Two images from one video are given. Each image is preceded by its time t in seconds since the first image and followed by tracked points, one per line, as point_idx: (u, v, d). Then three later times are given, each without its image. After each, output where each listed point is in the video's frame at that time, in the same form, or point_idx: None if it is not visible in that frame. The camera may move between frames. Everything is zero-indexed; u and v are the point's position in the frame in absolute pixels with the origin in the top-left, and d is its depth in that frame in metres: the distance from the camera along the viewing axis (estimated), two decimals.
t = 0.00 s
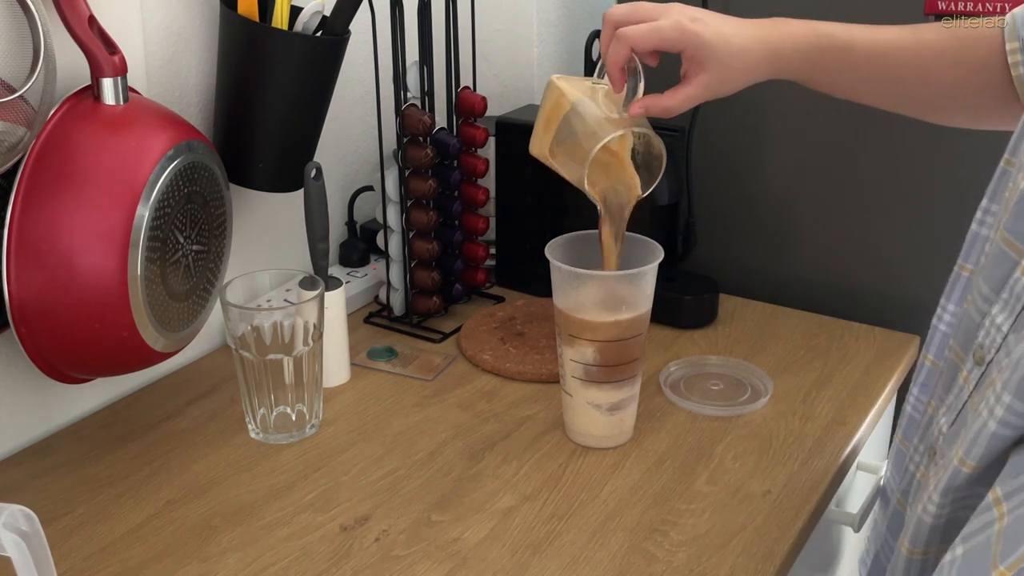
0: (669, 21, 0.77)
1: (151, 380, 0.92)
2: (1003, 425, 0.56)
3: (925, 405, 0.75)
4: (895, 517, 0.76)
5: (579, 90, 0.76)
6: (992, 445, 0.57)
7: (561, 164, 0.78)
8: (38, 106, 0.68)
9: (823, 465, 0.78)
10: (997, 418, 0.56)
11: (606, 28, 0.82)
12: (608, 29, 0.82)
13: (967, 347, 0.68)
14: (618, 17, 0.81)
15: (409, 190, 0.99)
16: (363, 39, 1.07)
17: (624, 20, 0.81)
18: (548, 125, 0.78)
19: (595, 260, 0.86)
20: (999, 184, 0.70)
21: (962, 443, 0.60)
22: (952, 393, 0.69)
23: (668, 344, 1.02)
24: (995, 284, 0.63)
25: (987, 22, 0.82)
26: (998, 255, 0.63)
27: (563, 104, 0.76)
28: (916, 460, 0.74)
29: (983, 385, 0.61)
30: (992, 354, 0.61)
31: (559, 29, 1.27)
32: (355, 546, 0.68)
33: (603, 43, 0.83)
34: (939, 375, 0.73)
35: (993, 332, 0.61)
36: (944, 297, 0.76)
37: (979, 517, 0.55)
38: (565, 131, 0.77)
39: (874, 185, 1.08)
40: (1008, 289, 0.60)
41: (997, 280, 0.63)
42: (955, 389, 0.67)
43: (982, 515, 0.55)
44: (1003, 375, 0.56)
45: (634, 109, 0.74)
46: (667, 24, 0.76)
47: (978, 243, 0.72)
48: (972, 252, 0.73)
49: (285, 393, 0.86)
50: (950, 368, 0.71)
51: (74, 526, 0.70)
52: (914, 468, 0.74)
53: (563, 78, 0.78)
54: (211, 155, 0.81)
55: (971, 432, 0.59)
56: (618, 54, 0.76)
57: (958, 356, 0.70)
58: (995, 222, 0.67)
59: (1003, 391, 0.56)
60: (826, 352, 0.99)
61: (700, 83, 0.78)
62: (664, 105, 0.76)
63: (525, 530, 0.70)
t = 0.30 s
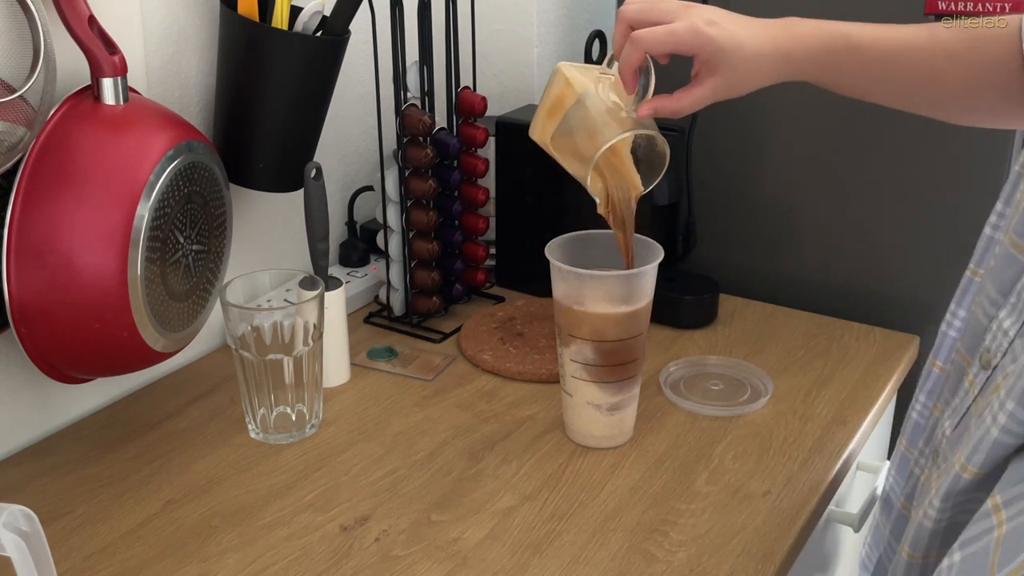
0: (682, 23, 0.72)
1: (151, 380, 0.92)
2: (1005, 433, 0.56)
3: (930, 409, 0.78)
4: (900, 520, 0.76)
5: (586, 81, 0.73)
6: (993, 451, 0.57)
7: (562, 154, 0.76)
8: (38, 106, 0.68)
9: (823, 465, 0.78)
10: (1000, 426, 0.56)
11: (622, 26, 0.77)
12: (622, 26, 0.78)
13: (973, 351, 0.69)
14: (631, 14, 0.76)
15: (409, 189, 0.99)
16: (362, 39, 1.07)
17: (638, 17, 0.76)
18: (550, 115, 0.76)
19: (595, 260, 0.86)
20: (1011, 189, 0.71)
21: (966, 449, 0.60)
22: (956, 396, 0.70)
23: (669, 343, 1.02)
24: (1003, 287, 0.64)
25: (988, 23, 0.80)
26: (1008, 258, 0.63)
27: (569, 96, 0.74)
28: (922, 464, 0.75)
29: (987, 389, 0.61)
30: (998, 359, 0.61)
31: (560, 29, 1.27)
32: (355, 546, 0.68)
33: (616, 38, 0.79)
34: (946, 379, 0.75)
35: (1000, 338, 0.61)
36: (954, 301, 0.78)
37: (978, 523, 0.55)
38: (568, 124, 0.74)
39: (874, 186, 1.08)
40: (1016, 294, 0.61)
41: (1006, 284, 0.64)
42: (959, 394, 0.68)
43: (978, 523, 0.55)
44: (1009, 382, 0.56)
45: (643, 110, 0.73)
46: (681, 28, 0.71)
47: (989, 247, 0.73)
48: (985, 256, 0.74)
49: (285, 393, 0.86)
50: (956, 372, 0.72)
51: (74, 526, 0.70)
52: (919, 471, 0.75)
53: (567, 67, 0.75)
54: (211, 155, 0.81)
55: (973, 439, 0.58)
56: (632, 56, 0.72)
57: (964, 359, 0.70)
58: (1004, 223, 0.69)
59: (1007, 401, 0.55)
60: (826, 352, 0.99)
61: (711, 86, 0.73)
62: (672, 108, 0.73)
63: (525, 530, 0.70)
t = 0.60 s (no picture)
0: (696, 45, 0.71)
1: (151, 380, 0.92)
2: (1005, 438, 0.55)
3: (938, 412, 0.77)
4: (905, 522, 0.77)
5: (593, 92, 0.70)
6: (992, 456, 0.57)
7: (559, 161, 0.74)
8: (38, 106, 0.68)
9: (823, 465, 0.78)
10: (1001, 430, 0.55)
11: (637, 45, 0.76)
12: (636, 46, 0.76)
13: (978, 353, 0.69)
14: (646, 34, 0.75)
15: (409, 190, 0.99)
16: (362, 40, 1.07)
17: (653, 35, 0.75)
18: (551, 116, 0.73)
19: (594, 260, 0.86)
20: None
21: (966, 453, 0.60)
22: (959, 398, 0.70)
23: (669, 343, 1.02)
24: (1009, 289, 0.64)
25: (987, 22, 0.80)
26: (1015, 260, 0.63)
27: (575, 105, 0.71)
28: (925, 465, 0.75)
29: (989, 391, 0.61)
30: (1001, 362, 0.61)
31: (560, 29, 1.27)
32: (355, 546, 0.68)
33: (630, 55, 0.77)
34: (952, 382, 0.75)
35: (1003, 340, 0.61)
36: (965, 304, 0.77)
37: (973, 528, 0.55)
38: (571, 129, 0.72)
39: (874, 186, 1.08)
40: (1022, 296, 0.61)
41: (1012, 285, 0.64)
42: (962, 396, 0.68)
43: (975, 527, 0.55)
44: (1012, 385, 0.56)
45: (652, 131, 0.72)
46: (694, 49, 0.71)
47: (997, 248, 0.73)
48: (996, 260, 0.73)
49: (285, 393, 0.86)
50: (961, 374, 0.72)
51: (74, 526, 0.70)
52: (924, 473, 0.75)
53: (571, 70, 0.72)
54: (211, 155, 0.81)
55: (975, 443, 0.58)
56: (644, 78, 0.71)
57: (970, 361, 0.71)
58: (1014, 225, 0.68)
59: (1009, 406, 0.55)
60: (826, 352, 0.99)
61: (719, 106, 0.74)
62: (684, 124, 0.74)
63: (525, 530, 0.70)
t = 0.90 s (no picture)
0: (713, 59, 0.71)
1: (151, 380, 0.92)
2: (1008, 444, 0.55)
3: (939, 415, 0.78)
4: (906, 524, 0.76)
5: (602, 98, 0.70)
6: (995, 462, 0.57)
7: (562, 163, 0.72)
8: (38, 106, 0.68)
9: (823, 465, 0.78)
10: (1004, 435, 0.55)
11: (653, 56, 0.75)
12: (653, 59, 0.75)
13: (981, 356, 0.70)
14: (662, 47, 0.74)
15: (409, 190, 0.99)
16: (362, 40, 1.07)
17: (670, 48, 0.74)
18: (557, 120, 0.71)
19: (595, 260, 0.86)
20: None
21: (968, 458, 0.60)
22: (961, 402, 0.70)
23: (669, 343, 1.02)
24: (1011, 291, 0.64)
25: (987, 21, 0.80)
26: (1018, 262, 0.63)
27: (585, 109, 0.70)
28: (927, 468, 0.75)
29: (992, 394, 0.61)
30: (1003, 364, 0.61)
31: (560, 29, 1.27)
32: (355, 547, 0.68)
33: (644, 67, 0.76)
34: (953, 385, 0.75)
35: (1005, 342, 0.61)
36: (968, 308, 0.77)
37: (976, 535, 0.55)
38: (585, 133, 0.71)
39: (874, 186, 1.08)
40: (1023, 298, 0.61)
41: (1013, 287, 0.64)
42: (965, 398, 0.68)
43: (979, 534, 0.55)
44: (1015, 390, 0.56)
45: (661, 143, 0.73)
46: (711, 66, 0.71)
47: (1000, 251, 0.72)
48: (999, 263, 0.73)
49: (285, 393, 0.86)
50: (964, 377, 0.72)
51: (74, 526, 0.70)
52: (925, 475, 0.75)
53: (579, 76, 0.71)
54: (211, 156, 0.81)
55: (977, 448, 0.58)
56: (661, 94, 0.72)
57: (972, 363, 0.71)
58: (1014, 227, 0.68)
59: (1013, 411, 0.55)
60: (826, 352, 0.99)
61: (730, 118, 0.74)
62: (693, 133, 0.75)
63: (525, 530, 0.70)
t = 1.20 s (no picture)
0: (721, 32, 0.72)
1: (151, 380, 0.92)
2: (1007, 445, 0.55)
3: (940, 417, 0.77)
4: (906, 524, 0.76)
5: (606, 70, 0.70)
6: (994, 462, 0.57)
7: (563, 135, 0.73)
8: (38, 106, 0.68)
9: (823, 465, 0.78)
10: (1004, 436, 0.55)
11: (659, 27, 0.76)
12: (659, 30, 0.76)
13: (980, 355, 0.70)
14: (669, 19, 0.75)
15: (409, 189, 0.99)
16: (362, 40, 1.07)
17: (675, 22, 0.75)
18: (559, 91, 0.72)
19: (595, 260, 0.86)
20: None
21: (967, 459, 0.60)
22: (960, 402, 0.70)
23: (669, 344, 1.02)
24: (1010, 291, 0.64)
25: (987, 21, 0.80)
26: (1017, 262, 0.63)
27: (588, 81, 0.70)
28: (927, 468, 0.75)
29: (991, 394, 0.61)
30: (1001, 364, 0.61)
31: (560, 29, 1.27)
32: (355, 546, 0.68)
33: (651, 39, 0.77)
34: (953, 386, 0.75)
35: (1004, 342, 0.61)
36: (971, 308, 0.77)
37: (977, 537, 0.55)
38: (586, 104, 0.71)
39: (874, 186, 1.08)
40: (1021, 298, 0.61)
41: (1012, 286, 0.64)
42: (964, 398, 0.68)
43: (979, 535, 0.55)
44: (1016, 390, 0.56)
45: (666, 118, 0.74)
46: (720, 38, 0.72)
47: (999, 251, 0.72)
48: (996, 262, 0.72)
49: (285, 393, 0.86)
50: (964, 376, 0.72)
51: (74, 526, 0.70)
52: (925, 475, 0.75)
53: (583, 47, 0.71)
54: (211, 155, 0.81)
55: (976, 449, 0.58)
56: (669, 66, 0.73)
57: (972, 363, 0.71)
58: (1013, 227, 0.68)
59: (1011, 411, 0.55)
60: (826, 352, 0.99)
61: (734, 93, 0.75)
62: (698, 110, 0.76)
63: (525, 530, 0.70)
